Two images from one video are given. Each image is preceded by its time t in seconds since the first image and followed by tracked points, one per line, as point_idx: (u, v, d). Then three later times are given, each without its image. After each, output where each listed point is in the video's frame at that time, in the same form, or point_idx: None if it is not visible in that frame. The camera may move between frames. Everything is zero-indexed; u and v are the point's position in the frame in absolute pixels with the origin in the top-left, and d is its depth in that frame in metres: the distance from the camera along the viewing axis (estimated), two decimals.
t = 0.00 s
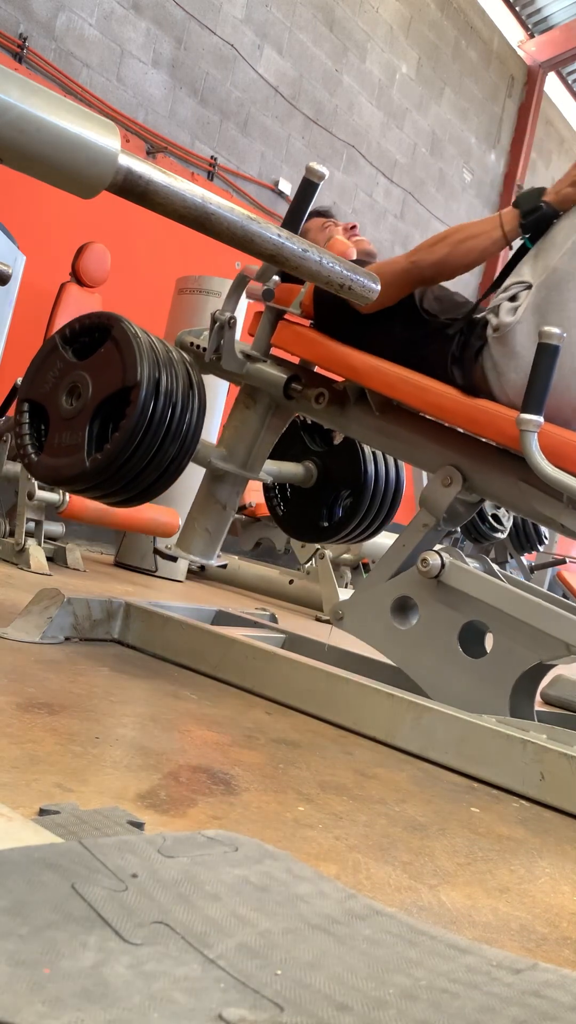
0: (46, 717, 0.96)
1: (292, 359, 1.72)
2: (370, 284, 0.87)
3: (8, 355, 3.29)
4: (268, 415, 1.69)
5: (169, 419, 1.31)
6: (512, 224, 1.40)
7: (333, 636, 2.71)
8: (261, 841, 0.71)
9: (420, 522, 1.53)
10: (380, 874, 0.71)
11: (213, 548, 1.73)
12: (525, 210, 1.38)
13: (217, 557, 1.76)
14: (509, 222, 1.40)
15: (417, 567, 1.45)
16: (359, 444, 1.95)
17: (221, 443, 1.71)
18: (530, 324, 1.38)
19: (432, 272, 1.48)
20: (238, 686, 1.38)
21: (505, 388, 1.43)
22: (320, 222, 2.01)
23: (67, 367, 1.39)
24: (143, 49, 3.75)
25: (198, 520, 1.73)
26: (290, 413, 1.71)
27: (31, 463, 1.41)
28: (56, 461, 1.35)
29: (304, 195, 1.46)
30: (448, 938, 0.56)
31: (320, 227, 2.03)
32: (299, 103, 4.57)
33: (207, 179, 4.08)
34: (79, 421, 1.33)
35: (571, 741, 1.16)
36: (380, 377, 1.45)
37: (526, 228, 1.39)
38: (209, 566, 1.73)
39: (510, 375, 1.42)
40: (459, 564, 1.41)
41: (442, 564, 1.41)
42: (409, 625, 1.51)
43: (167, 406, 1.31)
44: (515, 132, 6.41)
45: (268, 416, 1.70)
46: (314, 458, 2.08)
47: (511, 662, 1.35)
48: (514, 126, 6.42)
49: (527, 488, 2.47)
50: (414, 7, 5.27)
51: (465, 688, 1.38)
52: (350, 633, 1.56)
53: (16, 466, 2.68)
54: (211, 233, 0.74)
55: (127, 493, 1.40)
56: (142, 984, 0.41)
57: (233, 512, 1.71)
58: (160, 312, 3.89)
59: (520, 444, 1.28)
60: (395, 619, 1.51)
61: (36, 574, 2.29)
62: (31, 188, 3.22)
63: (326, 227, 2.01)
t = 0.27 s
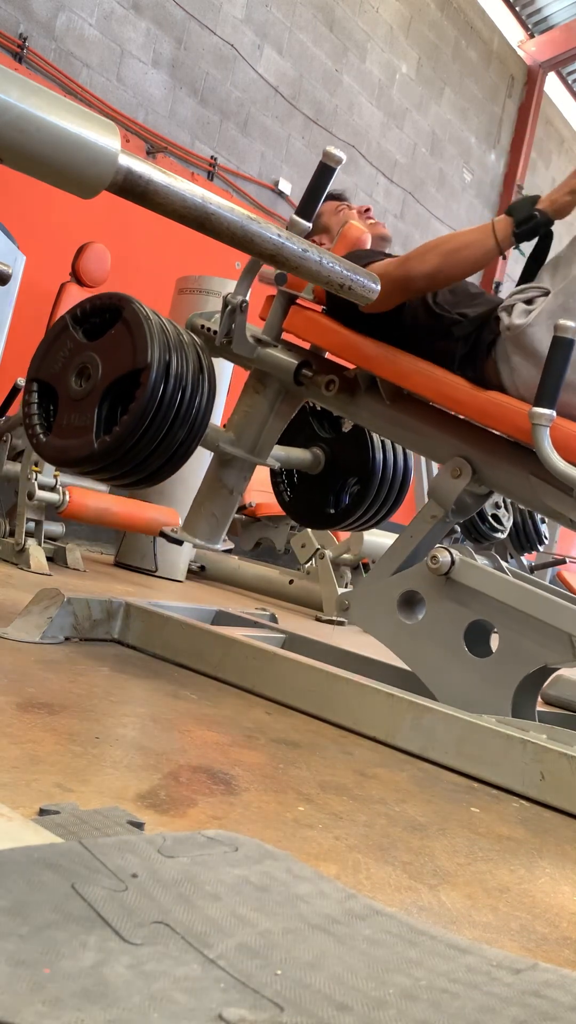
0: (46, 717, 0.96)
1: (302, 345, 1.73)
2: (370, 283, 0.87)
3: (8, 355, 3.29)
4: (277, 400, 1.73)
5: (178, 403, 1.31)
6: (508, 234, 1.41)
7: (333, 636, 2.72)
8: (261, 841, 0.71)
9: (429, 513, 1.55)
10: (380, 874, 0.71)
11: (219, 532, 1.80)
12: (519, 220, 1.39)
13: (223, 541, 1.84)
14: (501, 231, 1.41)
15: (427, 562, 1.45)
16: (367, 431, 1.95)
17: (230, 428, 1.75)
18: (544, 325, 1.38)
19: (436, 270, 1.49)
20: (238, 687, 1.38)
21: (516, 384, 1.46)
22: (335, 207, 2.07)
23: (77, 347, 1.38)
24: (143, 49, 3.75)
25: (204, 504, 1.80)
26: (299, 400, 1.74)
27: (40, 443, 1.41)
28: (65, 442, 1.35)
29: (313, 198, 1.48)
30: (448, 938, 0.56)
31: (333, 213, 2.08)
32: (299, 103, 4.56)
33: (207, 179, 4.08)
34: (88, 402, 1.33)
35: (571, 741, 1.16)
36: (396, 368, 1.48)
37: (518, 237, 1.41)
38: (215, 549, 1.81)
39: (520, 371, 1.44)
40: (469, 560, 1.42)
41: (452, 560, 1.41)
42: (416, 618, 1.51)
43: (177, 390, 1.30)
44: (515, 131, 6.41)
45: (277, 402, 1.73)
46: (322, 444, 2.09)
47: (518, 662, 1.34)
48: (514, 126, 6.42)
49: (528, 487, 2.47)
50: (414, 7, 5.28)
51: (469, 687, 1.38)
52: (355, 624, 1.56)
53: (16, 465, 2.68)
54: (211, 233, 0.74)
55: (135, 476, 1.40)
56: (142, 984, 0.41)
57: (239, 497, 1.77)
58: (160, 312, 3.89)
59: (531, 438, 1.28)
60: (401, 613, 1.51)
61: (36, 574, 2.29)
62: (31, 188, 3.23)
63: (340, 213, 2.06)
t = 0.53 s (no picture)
0: (46, 716, 0.96)
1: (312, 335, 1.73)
2: (372, 283, 0.92)
3: (8, 355, 3.29)
4: (285, 388, 1.71)
5: (187, 388, 1.31)
6: (489, 233, 1.40)
7: (333, 636, 2.72)
8: (261, 841, 0.71)
9: (436, 506, 1.57)
10: (380, 874, 0.71)
11: (225, 518, 1.81)
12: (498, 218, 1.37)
13: (227, 529, 1.85)
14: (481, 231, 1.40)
15: (434, 560, 1.46)
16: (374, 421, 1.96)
17: (237, 414, 1.74)
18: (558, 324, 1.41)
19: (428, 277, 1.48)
20: (238, 686, 1.38)
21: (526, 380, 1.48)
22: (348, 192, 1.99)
23: (86, 330, 1.36)
24: (143, 49, 3.75)
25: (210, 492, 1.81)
26: (308, 388, 1.73)
27: (46, 427, 1.39)
28: (73, 426, 1.35)
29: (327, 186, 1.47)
30: (448, 938, 0.56)
31: (346, 197, 2.01)
32: (299, 103, 4.56)
33: (208, 179, 4.08)
34: (97, 387, 1.32)
35: (571, 741, 1.16)
36: (414, 362, 1.50)
37: (500, 235, 1.39)
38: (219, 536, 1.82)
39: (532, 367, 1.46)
40: (477, 557, 1.43)
41: (460, 557, 1.42)
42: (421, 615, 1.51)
43: (186, 375, 1.30)
44: (515, 132, 6.41)
45: (285, 391, 1.72)
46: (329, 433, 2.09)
47: (522, 662, 1.34)
48: (514, 127, 6.43)
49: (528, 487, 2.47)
50: (414, 7, 5.28)
51: (471, 686, 1.38)
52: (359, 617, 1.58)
53: (16, 466, 2.68)
54: (211, 232, 0.76)
55: (142, 460, 1.40)
56: (142, 984, 0.41)
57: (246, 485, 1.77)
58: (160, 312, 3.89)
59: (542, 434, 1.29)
60: (407, 610, 1.52)
61: (36, 575, 2.29)
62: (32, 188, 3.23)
63: (354, 198, 1.99)
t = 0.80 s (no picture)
0: (46, 716, 0.96)
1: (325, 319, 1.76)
2: (370, 283, 0.92)
3: (8, 355, 3.29)
4: (295, 374, 1.77)
5: (197, 373, 1.30)
6: (490, 257, 1.38)
7: (333, 636, 2.72)
8: (262, 841, 0.71)
9: (445, 498, 1.56)
10: (380, 874, 0.71)
11: (231, 501, 1.89)
12: (500, 243, 1.34)
13: (233, 513, 1.93)
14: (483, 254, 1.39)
15: (444, 558, 1.46)
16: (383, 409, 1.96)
17: (247, 400, 1.80)
18: None
19: (425, 298, 1.50)
20: (238, 687, 1.38)
21: (539, 374, 1.48)
22: (365, 178, 1.99)
23: (97, 310, 1.36)
24: (143, 48, 3.75)
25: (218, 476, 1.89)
26: (318, 375, 1.77)
27: (56, 406, 1.40)
28: (82, 407, 1.35)
29: (347, 165, 1.47)
30: (448, 938, 0.56)
31: (364, 181, 1.99)
32: (299, 103, 4.57)
33: (207, 179, 4.08)
34: (107, 368, 1.32)
35: (571, 741, 1.16)
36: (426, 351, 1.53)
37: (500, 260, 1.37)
38: (225, 520, 1.90)
39: (545, 363, 1.46)
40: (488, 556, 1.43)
41: (470, 556, 1.42)
42: (428, 610, 1.52)
43: (197, 359, 1.29)
44: (515, 131, 6.41)
45: (295, 376, 1.77)
46: (338, 420, 2.09)
47: (526, 664, 1.34)
48: (515, 126, 6.43)
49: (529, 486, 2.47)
50: (414, 7, 5.28)
51: (474, 685, 1.38)
52: (366, 608, 1.59)
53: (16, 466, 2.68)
54: (211, 233, 0.77)
55: (151, 443, 1.40)
56: (142, 984, 0.41)
57: (252, 470, 1.83)
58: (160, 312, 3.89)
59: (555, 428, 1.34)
60: (414, 604, 1.52)
61: (36, 574, 2.29)
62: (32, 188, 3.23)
63: (372, 183, 1.98)
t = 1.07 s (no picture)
0: (46, 717, 0.96)
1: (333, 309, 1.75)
2: (370, 283, 0.92)
3: (8, 355, 3.29)
4: (302, 365, 1.77)
5: (204, 362, 1.30)
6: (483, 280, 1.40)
7: (333, 636, 2.72)
8: (262, 841, 0.71)
9: (450, 495, 1.57)
10: (380, 874, 0.71)
11: (235, 495, 1.92)
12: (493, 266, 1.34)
13: (237, 505, 1.96)
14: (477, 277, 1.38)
15: (449, 557, 1.46)
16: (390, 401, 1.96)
17: (253, 390, 1.81)
18: None
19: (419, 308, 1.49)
20: (238, 686, 1.38)
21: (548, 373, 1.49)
22: (375, 169, 1.98)
23: (104, 298, 1.36)
24: (143, 49, 3.75)
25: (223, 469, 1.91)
26: (325, 367, 1.77)
27: (62, 393, 1.39)
28: (88, 396, 1.34)
29: (358, 155, 1.47)
30: (448, 938, 0.56)
31: (374, 171, 1.99)
32: (299, 103, 4.57)
33: (207, 179, 4.08)
34: (113, 357, 1.32)
35: (571, 741, 1.16)
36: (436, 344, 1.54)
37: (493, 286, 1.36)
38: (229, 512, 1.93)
39: (553, 362, 1.47)
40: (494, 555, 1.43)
41: (477, 556, 1.42)
42: (433, 607, 1.52)
43: (204, 348, 1.30)
44: (515, 131, 6.41)
45: (302, 368, 1.77)
46: (344, 412, 2.10)
47: (529, 664, 1.33)
48: (515, 126, 6.43)
49: (529, 486, 2.48)
50: (414, 7, 5.28)
51: (475, 685, 1.39)
52: (371, 604, 1.59)
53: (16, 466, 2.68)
54: (211, 232, 0.77)
55: (156, 432, 1.40)
56: (142, 984, 0.41)
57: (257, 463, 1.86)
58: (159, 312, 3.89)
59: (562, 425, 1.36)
60: (419, 602, 1.53)
61: (36, 574, 2.29)
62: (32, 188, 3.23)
63: (383, 174, 1.97)
